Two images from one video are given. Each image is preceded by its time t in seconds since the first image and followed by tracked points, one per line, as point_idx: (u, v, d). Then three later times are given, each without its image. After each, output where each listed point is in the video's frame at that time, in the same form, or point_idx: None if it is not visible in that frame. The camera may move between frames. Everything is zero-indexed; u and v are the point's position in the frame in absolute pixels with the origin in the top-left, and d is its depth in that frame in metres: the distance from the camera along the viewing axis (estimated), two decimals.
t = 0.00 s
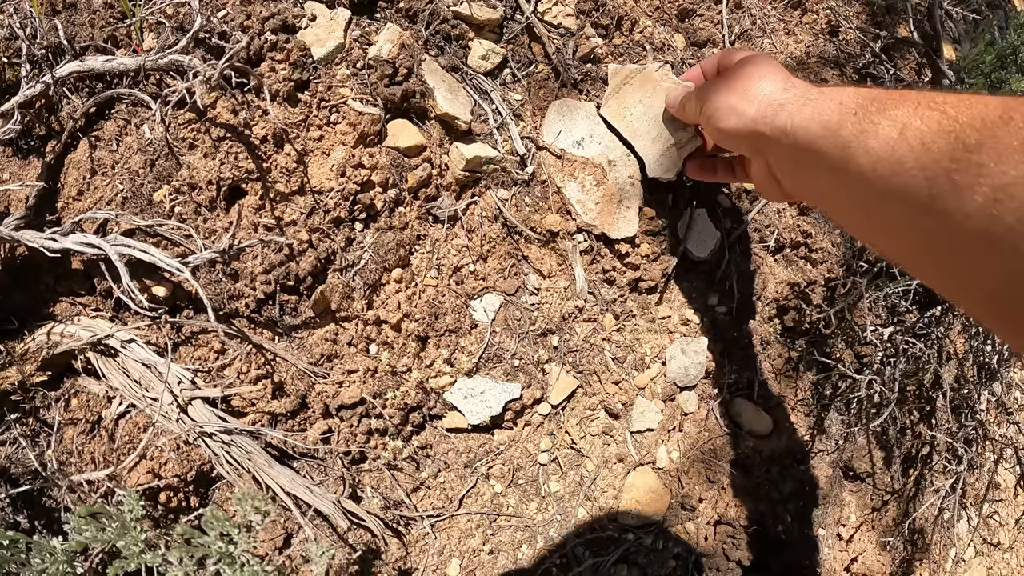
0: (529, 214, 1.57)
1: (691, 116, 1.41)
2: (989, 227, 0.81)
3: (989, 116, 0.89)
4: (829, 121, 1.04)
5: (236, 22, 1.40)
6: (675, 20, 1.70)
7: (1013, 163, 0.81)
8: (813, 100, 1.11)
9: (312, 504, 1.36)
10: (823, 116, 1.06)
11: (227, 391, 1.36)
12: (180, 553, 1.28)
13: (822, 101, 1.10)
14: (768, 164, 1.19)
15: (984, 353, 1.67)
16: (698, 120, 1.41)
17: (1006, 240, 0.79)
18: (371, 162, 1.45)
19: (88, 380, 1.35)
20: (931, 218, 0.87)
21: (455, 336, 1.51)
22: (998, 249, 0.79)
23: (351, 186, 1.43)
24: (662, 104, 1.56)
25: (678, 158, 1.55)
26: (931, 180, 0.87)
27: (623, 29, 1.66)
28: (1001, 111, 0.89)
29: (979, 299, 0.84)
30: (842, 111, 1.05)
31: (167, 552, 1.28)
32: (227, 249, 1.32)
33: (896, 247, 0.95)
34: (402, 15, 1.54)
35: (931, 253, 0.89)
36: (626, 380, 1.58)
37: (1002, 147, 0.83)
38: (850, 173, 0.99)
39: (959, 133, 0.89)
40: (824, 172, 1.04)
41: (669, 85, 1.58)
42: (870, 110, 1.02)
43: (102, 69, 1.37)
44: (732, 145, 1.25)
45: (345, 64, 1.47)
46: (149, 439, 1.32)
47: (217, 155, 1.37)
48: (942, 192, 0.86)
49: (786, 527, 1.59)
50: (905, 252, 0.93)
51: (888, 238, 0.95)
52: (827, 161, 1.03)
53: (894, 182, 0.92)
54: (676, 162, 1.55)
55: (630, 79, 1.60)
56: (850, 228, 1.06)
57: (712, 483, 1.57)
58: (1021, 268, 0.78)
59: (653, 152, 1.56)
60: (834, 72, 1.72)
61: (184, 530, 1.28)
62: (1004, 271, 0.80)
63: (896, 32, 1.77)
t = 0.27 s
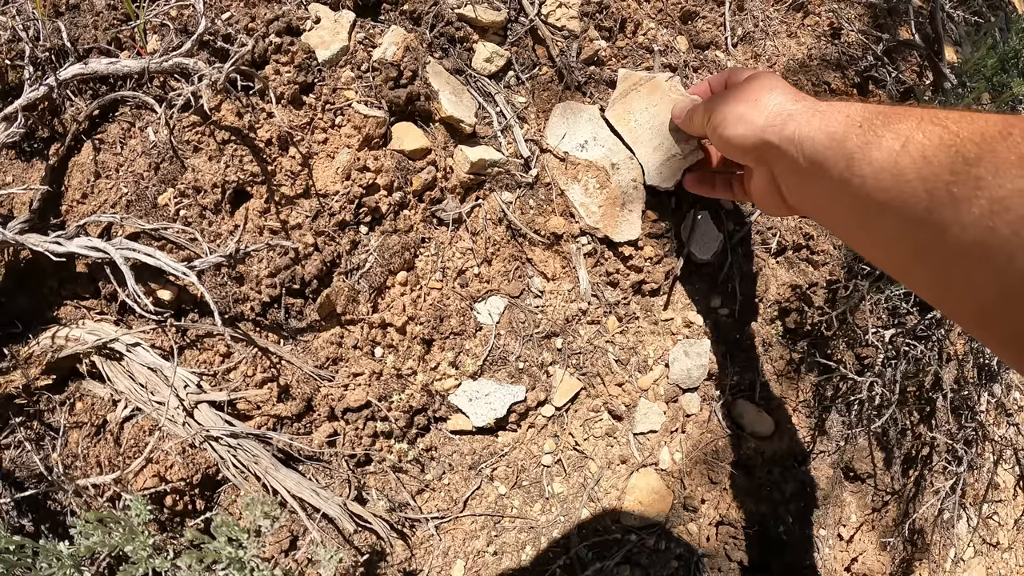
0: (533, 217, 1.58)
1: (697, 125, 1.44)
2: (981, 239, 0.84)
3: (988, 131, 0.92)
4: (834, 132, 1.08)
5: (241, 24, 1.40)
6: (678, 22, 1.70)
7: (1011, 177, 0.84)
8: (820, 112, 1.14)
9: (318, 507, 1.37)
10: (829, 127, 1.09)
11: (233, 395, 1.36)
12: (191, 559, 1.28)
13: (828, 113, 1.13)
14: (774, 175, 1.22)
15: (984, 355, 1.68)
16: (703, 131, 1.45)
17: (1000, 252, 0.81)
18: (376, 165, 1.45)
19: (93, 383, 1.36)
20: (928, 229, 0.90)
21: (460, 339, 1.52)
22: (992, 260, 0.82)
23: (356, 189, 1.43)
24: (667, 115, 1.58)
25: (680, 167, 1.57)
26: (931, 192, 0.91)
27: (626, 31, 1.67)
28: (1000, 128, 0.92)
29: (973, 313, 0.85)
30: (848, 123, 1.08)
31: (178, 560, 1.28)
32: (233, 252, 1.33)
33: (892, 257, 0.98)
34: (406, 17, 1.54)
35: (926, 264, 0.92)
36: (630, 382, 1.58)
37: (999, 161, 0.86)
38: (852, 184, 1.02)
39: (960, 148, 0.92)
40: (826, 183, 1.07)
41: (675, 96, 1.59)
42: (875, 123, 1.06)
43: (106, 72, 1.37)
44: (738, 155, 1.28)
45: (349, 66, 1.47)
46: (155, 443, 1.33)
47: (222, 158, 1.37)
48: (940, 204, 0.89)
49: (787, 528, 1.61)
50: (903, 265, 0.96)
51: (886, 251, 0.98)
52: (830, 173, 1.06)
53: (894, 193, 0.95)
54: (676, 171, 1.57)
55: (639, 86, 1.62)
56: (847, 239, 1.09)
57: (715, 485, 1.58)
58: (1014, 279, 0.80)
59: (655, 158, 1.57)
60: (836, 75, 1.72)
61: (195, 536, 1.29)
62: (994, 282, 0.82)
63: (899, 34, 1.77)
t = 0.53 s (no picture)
0: (531, 215, 1.58)
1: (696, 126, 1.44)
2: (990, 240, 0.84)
3: (992, 131, 0.92)
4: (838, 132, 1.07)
5: (238, 22, 1.40)
6: (676, 20, 1.69)
7: (1015, 178, 0.84)
8: (823, 111, 1.14)
9: (315, 505, 1.37)
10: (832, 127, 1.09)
11: (230, 393, 1.36)
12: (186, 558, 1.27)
13: (831, 113, 1.13)
14: (778, 175, 1.22)
15: (983, 355, 1.68)
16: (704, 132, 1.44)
17: (1006, 253, 0.82)
18: (373, 163, 1.45)
19: (89, 382, 1.35)
20: (934, 229, 0.90)
21: (457, 337, 1.51)
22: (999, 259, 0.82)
23: (354, 187, 1.43)
24: (667, 118, 1.57)
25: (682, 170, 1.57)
26: (937, 193, 0.91)
27: (624, 30, 1.66)
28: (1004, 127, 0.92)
29: (980, 314, 0.85)
30: (851, 123, 1.07)
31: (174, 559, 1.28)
32: (230, 251, 1.33)
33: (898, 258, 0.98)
34: (403, 15, 1.54)
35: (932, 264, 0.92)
36: (627, 381, 1.58)
37: (1004, 162, 0.86)
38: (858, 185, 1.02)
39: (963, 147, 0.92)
40: (830, 184, 1.07)
41: (674, 99, 1.59)
42: (879, 122, 1.05)
43: (103, 70, 1.37)
44: (740, 156, 1.27)
45: (346, 64, 1.47)
46: (152, 441, 1.33)
47: (219, 156, 1.37)
48: (946, 204, 0.89)
49: (785, 527, 1.60)
50: (910, 265, 0.96)
51: (893, 252, 0.98)
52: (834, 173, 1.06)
53: (900, 194, 0.95)
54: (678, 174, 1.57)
55: (637, 90, 1.61)
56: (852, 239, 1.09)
57: (712, 484, 1.58)
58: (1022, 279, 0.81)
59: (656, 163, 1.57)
60: (834, 74, 1.72)
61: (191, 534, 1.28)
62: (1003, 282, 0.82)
63: (897, 33, 1.77)
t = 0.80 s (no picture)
0: (531, 214, 1.57)
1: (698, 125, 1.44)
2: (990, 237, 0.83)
3: (993, 127, 0.91)
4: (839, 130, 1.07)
5: (237, 20, 1.40)
6: (676, 18, 1.69)
7: (1016, 175, 0.83)
8: (825, 110, 1.13)
9: (314, 505, 1.37)
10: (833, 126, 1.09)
11: (228, 393, 1.35)
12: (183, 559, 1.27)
13: (833, 112, 1.12)
14: (780, 174, 1.21)
15: (983, 354, 1.68)
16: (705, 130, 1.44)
17: (1007, 250, 0.81)
18: (373, 162, 1.44)
19: (88, 382, 1.35)
20: (934, 226, 0.90)
21: (457, 337, 1.51)
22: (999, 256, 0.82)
23: (353, 186, 1.42)
24: (668, 117, 1.57)
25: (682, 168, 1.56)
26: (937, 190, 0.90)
27: (624, 28, 1.66)
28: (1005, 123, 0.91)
29: (981, 312, 0.85)
30: (853, 120, 1.07)
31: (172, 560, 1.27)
32: (228, 250, 1.32)
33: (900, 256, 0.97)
34: (403, 13, 1.53)
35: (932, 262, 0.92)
36: (627, 380, 1.58)
37: (1005, 158, 0.85)
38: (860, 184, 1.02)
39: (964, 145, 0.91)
40: (832, 182, 1.07)
41: (674, 98, 1.58)
42: (880, 120, 1.05)
43: (101, 68, 1.36)
44: (743, 154, 1.27)
45: (346, 62, 1.46)
46: (151, 441, 1.32)
47: (218, 154, 1.36)
48: (947, 201, 0.88)
49: (785, 527, 1.60)
50: (911, 263, 0.95)
51: (894, 250, 0.98)
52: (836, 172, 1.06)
53: (900, 192, 0.95)
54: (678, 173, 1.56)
55: (637, 89, 1.61)
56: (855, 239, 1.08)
57: (712, 483, 1.57)
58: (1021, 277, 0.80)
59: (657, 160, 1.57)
60: (834, 72, 1.71)
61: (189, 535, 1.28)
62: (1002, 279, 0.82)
63: (898, 32, 1.76)
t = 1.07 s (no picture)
0: (530, 214, 1.57)
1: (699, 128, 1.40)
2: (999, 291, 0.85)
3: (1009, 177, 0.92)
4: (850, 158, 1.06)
5: (235, 20, 1.39)
6: (676, 18, 1.68)
7: None
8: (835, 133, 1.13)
9: (313, 506, 1.36)
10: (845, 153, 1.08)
11: (227, 394, 1.35)
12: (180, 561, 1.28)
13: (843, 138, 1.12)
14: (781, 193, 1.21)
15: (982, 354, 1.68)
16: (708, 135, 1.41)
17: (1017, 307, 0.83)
18: (371, 162, 1.44)
19: (86, 382, 1.34)
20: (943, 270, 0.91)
21: (456, 337, 1.51)
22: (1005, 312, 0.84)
23: (352, 186, 1.42)
24: (680, 114, 1.54)
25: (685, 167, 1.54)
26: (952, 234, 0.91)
27: (624, 27, 1.65)
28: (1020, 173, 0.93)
29: (980, 360, 0.87)
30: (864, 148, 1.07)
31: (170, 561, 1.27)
32: (227, 250, 1.32)
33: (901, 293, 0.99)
34: (402, 13, 1.53)
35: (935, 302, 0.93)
36: (627, 380, 1.58)
37: None
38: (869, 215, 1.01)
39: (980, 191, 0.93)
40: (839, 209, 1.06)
41: (691, 95, 1.55)
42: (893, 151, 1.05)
43: (100, 68, 1.36)
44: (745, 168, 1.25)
45: (345, 62, 1.46)
46: (150, 442, 1.32)
47: (216, 155, 1.36)
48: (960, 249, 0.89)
49: (784, 527, 1.60)
50: (914, 302, 0.97)
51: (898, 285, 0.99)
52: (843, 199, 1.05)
53: (914, 231, 0.95)
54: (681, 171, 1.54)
55: (655, 82, 1.58)
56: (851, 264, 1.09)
57: (712, 483, 1.57)
58: None
59: (661, 157, 1.55)
60: (834, 72, 1.71)
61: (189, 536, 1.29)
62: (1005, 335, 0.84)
63: (898, 32, 1.76)
